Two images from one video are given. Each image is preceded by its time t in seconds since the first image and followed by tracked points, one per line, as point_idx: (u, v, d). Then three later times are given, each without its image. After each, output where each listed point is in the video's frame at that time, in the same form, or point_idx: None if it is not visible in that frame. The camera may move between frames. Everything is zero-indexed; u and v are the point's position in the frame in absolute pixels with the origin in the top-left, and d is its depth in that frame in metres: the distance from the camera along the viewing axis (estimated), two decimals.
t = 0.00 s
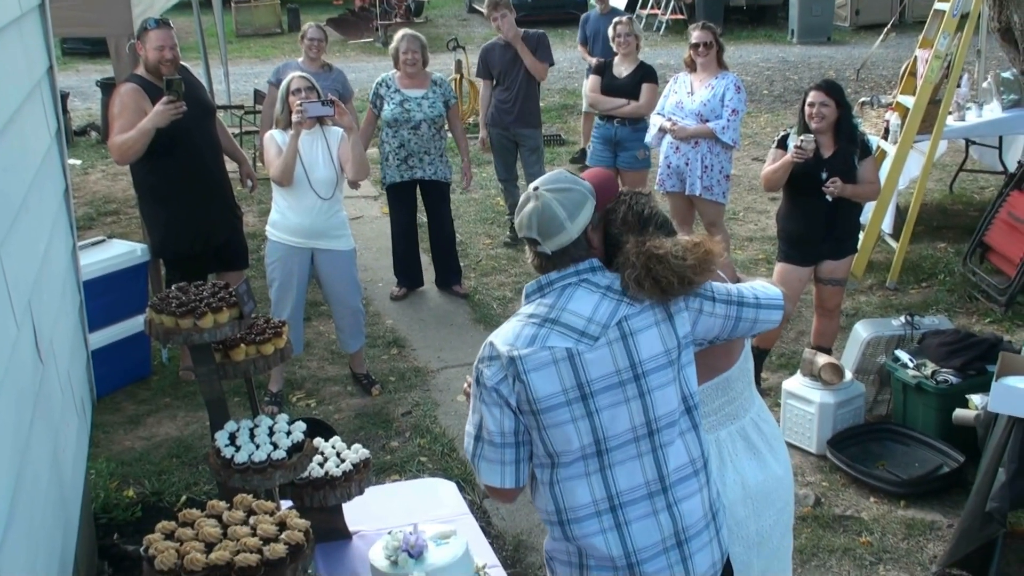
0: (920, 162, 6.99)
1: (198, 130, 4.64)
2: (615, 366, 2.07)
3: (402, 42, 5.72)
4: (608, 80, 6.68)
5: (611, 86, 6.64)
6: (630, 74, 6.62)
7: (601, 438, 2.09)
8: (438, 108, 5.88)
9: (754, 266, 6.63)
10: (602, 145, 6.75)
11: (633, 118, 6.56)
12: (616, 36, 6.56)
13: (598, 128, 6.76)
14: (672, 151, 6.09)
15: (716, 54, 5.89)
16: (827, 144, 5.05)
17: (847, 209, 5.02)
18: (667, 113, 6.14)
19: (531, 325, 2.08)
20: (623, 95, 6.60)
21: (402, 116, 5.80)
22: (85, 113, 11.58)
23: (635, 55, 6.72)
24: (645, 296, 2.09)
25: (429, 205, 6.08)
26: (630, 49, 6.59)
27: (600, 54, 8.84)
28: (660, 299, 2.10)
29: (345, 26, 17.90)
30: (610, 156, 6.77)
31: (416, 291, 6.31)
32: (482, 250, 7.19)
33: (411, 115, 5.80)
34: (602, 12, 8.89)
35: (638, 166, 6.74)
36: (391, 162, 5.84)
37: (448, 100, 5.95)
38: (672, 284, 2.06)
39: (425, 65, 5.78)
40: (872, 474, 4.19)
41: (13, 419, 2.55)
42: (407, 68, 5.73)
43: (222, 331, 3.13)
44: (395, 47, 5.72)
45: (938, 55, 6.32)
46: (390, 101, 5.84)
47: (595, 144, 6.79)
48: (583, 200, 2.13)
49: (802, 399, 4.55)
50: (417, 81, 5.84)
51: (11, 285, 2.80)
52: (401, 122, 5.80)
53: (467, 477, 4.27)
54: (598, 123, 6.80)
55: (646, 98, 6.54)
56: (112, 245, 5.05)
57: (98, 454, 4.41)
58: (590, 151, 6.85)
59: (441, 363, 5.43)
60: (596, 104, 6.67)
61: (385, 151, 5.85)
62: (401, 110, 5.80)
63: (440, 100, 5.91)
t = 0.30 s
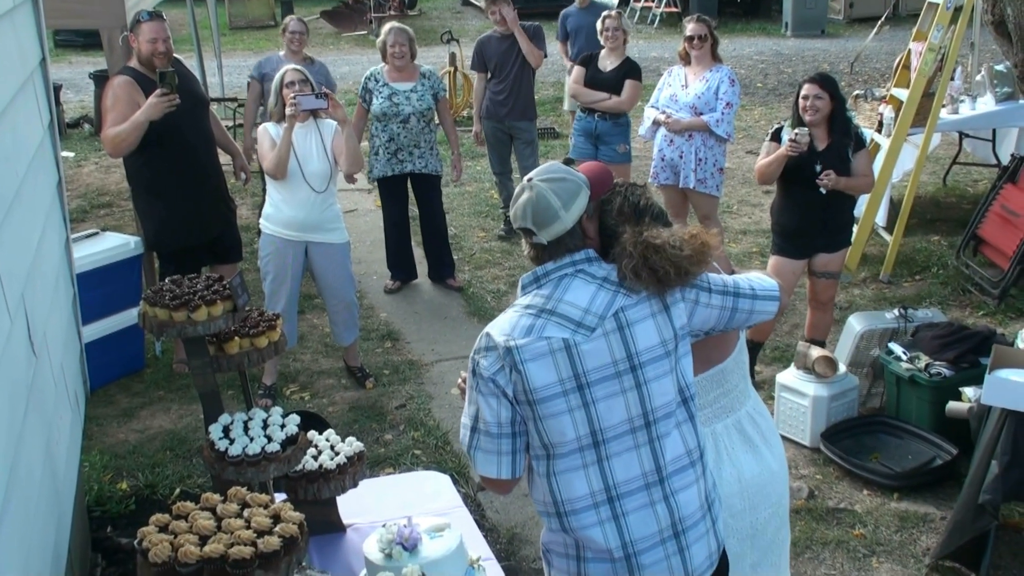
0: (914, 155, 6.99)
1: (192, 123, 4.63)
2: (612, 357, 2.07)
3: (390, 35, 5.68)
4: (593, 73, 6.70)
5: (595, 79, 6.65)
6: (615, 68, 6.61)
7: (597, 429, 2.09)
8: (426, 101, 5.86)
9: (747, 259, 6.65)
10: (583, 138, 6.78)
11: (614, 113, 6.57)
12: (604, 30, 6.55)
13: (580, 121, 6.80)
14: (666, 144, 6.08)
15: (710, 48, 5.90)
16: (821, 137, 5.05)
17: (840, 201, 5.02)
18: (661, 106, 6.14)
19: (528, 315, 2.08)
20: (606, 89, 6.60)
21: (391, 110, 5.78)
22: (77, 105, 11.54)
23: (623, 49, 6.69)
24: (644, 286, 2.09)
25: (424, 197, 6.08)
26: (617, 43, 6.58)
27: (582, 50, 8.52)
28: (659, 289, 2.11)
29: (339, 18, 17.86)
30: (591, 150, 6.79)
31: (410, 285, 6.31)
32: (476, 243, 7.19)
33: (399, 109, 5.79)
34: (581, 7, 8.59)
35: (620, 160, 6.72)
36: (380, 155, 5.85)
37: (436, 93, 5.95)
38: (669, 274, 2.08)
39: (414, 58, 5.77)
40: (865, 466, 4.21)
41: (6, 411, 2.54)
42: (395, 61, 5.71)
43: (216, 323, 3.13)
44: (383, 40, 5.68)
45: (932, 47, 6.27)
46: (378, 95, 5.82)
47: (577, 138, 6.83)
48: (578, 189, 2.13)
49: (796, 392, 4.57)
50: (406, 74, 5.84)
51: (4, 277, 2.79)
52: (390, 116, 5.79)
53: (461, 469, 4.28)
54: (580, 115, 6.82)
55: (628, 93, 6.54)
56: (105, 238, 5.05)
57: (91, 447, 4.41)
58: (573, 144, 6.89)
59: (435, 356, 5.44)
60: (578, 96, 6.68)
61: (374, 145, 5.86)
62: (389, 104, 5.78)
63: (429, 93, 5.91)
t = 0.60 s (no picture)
0: (910, 150, 7.00)
1: (187, 118, 4.63)
2: (606, 351, 2.07)
3: (382, 31, 5.67)
4: (587, 67, 6.69)
5: (589, 74, 6.65)
6: (609, 63, 6.61)
7: (591, 423, 2.10)
8: (420, 97, 5.85)
9: (744, 254, 6.65)
10: (580, 133, 6.76)
11: (611, 107, 6.57)
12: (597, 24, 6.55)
13: (576, 116, 6.77)
14: (662, 139, 6.09)
15: (706, 42, 5.90)
16: (818, 133, 5.06)
17: (837, 197, 5.02)
18: (657, 101, 6.14)
19: (523, 310, 2.09)
20: (599, 83, 6.60)
21: (384, 106, 5.79)
22: (73, 100, 11.52)
23: (617, 43, 6.69)
24: (635, 282, 2.09)
25: (420, 193, 6.08)
26: (613, 37, 6.56)
27: (564, 48, 8.57)
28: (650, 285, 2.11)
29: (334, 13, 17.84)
30: (589, 145, 6.77)
31: (406, 280, 6.31)
32: (472, 239, 7.19)
33: (393, 105, 5.79)
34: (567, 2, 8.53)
35: (617, 155, 6.71)
36: (373, 152, 5.84)
37: (430, 89, 5.94)
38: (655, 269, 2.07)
39: (407, 54, 5.77)
40: (860, 461, 4.22)
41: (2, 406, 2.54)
42: (388, 57, 5.71)
43: (211, 319, 3.12)
44: (376, 36, 5.68)
45: (929, 43, 6.30)
46: (371, 91, 5.83)
47: (574, 133, 6.81)
48: (572, 184, 2.13)
49: (792, 387, 4.58)
50: (399, 69, 5.83)
51: None
52: (384, 112, 5.80)
53: (457, 465, 4.28)
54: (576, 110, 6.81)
55: (624, 87, 6.54)
56: (101, 233, 5.05)
57: (87, 442, 4.41)
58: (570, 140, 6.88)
59: (431, 352, 5.44)
60: (575, 91, 6.67)
61: (368, 141, 5.85)
62: (383, 99, 5.79)
63: (423, 88, 5.89)
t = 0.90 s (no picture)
0: (906, 145, 7.00)
1: (184, 116, 4.63)
2: (605, 349, 2.07)
3: (379, 28, 5.67)
4: (594, 64, 6.69)
5: (597, 70, 6.66)
6: (616, 58, 6.62)
7: (588, 420, 2.10)
8: (416, 94, 5.85)
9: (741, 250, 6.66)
10: (592, 130, 6.74)
11: (622, 102, 6.57)
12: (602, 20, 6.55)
13: (586, 114, 6.75)
14: (659, 135, 6.09)
15: (703, 38, 5.89)
16: (815, 128, 5.05)
17: (835, 192, 5.03)
18: (654, 97, 6.14)
19: (525, 303, 2.09)
20: (609, 79, 6.61)
21: (380, 104, 5.77)
22: (69, 98, 11.50)
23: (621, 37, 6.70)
24: (638, 281, 2.09)
25: (418, 190, 6.08)
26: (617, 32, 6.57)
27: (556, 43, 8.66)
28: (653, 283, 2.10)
29: (331, 10, 17.83)
30: (600, 141, 6.78)
31: (404, 278, 6.32)
32: (470, 236, 7.19)
33: (389, 102, 5.78)
34: None
35: (631, 150, 6.73)
36: (370, 149, 5.85)
37: (425, 85, 5.94)
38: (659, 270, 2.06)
39: (403, 51, 5.76)
40: (858, 456, 4.23)
41: None
42: (384, 54, 5.71)
43: (209, 316, 3.13)
44: (372, 34, 5.67)
45: (925, 38, 6.29)
46: (368, 88, 5.81)
47: (585, 130, 6.77)
48: (583, 179, 2.14)
49: (790, 382, 4.59)
50: (395, 66, 5.83)
51: None
52: (380, 109, 5.78)
53: (456, 461, 4.28)
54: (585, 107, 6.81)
55: (633, 81, 6.57)
56: (98, 231, 5.05)
57: (86, 440, 4.41)
58: (579, 137, 6.85)
59: (429, 349, 5.44)
60: (584, 89, 6.67)
61: (364, 138, 5.86)
62: (379, 96, 5.77)
63: (419, 85, 5.90)
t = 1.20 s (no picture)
0: (905, 145, 7.00)
1: (184, 112, 4.63)
2: (606, 351, 2.07)
3: (378, 25, 5.65)
4: (607, 64, 6.74)
5: (610, 70, 6.70)
6: (628, 57, 6.69)
7: (586, 421, 2.11)
8: (416, 91, 5.84)
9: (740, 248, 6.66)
10: (606, 130, 6.73)
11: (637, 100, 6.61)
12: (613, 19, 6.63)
13: (600, 114, 6.73)
14: (658, 133, 6.10)
15: (703, 36, 5.89)
16: (815, 126, 5.05)
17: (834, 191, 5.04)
18: (653, 95, 6.13)
19: (527, 302, 2.09)
20: (622, 78, 6.65)
21: (380, 101, 5.77)
22: (69, 95, 11.51)
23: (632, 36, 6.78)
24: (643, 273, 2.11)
25: (418, 187, 6.08)
26: (629, 30, 6.67)
27: (553, 41, 8.67)
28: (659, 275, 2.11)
29: (331, 7, 17.82)
30: (616, 140, 6.75)
31: (403, 275, 6.32)
32: (469, 233, 7.19)
33: (388, 99, 5.78)
34: None
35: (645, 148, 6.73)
36: (369, 146, 5.85)
37: (425, 82, 5.93)
38: (668, 247, 2.07)
39: (403, 48, 5.76)
40: (857, 455, 4.24)
41: None
42: (384, 51, 5.70)
43: (208, 312, 3.13)
44: (371, 31, 5.66)
45: (925, 36, 6.28)
46: (367, 85, 5.81)
47: (599, 129, 6.77)
48: (592, 176, 2.13)
49: (789, 381, 4.60)
50: (395, 63, 5.83)
51: None
52: (380, 106, 5.78)
53: (454, 458, 4.29)
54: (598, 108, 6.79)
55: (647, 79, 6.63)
56: (98, 227, 5.05)
57: (84, 436, 4.42)
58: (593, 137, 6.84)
59: (428, 346, 5.45)
60: (598, 89, 6.69)
61: (364, 135, 5.86)
62: (379, 94, 5.77)
63: (418, 82, 5.89)
